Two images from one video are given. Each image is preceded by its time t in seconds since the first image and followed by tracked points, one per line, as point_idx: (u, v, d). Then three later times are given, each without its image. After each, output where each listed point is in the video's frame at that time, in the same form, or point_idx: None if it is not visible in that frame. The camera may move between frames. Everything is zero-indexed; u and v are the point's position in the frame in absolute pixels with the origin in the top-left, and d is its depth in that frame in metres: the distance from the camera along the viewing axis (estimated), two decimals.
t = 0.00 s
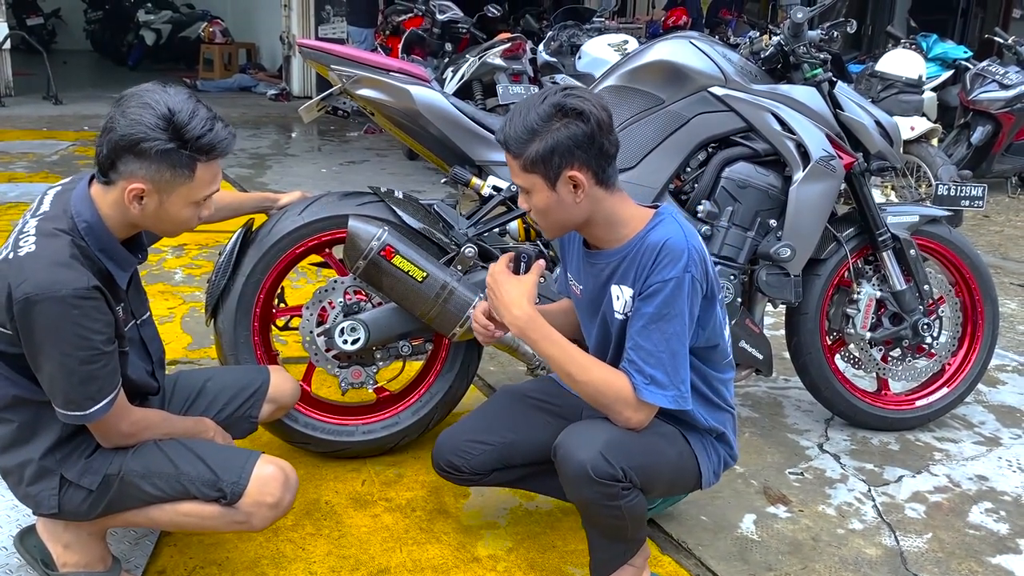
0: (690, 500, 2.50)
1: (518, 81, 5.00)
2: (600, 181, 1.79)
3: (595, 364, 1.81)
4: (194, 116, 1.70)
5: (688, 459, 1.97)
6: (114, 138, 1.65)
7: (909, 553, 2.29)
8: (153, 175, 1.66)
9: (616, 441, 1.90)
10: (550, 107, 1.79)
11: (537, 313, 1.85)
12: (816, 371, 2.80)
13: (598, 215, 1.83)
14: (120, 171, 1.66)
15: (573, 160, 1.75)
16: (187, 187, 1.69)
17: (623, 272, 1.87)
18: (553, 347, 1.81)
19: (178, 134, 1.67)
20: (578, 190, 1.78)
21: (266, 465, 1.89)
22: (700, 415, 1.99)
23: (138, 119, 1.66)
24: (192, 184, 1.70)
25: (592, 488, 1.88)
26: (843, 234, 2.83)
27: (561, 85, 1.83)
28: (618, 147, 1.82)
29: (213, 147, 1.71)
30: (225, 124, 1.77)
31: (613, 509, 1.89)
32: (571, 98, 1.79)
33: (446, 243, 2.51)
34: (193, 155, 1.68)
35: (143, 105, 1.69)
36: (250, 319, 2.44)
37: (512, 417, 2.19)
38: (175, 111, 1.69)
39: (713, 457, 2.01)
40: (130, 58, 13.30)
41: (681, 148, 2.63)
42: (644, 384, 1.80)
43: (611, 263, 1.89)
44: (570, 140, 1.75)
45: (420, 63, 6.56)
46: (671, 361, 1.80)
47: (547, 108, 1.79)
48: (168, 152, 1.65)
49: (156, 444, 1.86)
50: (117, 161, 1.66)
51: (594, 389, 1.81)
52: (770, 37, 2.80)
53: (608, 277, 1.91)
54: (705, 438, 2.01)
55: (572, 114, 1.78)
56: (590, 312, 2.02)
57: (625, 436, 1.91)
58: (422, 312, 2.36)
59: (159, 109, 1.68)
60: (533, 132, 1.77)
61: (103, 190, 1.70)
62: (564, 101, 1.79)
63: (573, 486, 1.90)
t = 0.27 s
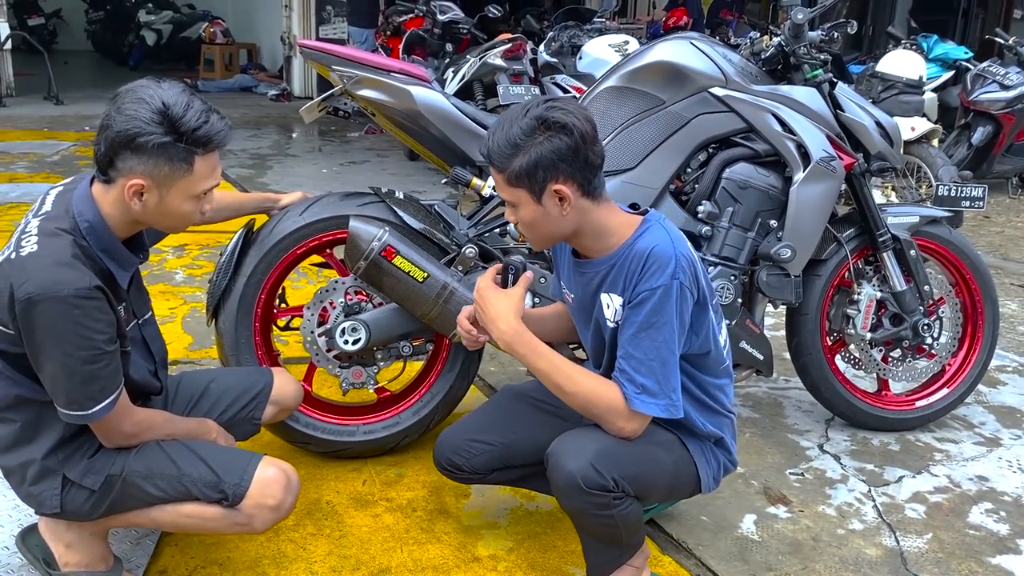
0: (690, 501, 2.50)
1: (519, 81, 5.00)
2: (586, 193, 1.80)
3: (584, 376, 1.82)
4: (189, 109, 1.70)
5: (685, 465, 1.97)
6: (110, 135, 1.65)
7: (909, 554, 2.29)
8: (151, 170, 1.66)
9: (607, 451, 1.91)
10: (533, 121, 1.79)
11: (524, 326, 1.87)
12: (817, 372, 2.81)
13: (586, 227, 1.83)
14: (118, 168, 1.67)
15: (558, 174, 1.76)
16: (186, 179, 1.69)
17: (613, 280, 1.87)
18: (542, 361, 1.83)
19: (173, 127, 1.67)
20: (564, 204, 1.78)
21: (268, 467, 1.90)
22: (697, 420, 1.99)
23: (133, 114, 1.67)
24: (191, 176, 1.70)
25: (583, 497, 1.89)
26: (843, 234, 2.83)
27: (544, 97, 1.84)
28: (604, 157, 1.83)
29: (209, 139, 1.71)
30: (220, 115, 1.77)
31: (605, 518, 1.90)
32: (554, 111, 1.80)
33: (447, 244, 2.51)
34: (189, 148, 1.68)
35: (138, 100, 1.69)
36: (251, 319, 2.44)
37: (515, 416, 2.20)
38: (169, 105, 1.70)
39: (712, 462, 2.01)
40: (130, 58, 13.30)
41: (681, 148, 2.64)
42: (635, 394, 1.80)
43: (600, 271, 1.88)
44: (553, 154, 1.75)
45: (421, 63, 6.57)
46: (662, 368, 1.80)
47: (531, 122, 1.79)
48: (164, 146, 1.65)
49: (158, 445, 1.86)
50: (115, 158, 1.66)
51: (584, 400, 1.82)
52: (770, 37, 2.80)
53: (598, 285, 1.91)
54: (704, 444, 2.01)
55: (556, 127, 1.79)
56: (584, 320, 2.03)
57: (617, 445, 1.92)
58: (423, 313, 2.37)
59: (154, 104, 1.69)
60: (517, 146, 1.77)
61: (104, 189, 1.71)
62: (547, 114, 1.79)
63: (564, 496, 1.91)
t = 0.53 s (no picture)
0: (692, 500, 2.50)
1: (521, 81, 5.00)
2: (578, 201, 1.79)
3: (578, 385, 1.83)
4: (199, 109, 1.71)
5: (685, 470, 1.98)
6: (120, 136, 1.65)
7: (911, 553, 2.29)
8: (162, 171, 1.67)
9: (603, 459, 1.91)
10: (522, 130, 1.78)
11: (517, 336, 1.88)
12: (819, 371, 2.81)
13: (579, 235, 1.83)
14: (128, 168, 1.67)
15: (548, 183, 1.75)
16: (197, 179, 1.70)
17: (607, 287, 1.86)
18: (535, 371, 1.84)
19: (185, 128, 1.68)
20: (556, 213, 1.77)
21: (270, 467, 1.89)
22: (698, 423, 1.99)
23: (143, 115, 1.66)
24: (201, 176, 1.71)
25: (579, 506, 1.89)
26: (845, 233, 2.83)
27: (534, 104, 1.82)
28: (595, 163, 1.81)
29: (220, 139, 1.72)
30: (228, 115, 1.78)
31: (602, 525, 1.90)
32: (544, 120, 1.78)
33: (449, 243, 2.51)
34: (200, 148, 1.69)
35: (147, 101, 1.69)
36: (253, 318, 2.44)
37: (518, 415, 2.20)
38: (180, 105, 1.70)
39: (713, 465, 2.01)
40: (132, 58, 13.31)
41: (683, 147, 2.64)
42: (629, 401, 1.80)
43: (595, 277, 1.88)
44: (544, 163, 1.74)
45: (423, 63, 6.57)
46: (656, 376, 1.79)
47: (520, 131, 1.78)
48: (176, 147, 1.66)
49: (160, 444, 1.86)
50: (125, 158, 1.66)
51: (579, 409, 1.83)
52: (772, 37, 2.81)
53: (593, 291, 1.91)
54: (705, 448, 2.01)
55: (545, 136, 1.77)
56: (582, 325, 2.03)
57: (613, 452, 1.92)
58: (425, 312, 2.37)
59: (164, 104, 1.69)
60: (507, 156, 1.77)
61: (109, 188, 1.71)
62: (536, 123, 1.78)
63: (560, 504, 1.92)
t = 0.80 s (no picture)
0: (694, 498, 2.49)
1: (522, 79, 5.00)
2: (577, 205, 1.78)
3: (576, 390, 1.83)
4: (212, 113, 1.72)
5: (687, 471, 1.97)
6: (132, 136, 1.64)
7: (914, 552, 2.29)
8: (173, 172, 1.67)
9: (603, 463, 1.91)
10: (519, 135, 1.78)
11: (514, 342, 1.88)
12: (821, 370, 2.80)
13: (577, 239, 1.82)
14: (138, 168, 1.66)
15: (546, 188, 1.74)
16: (206, 182, 1.71)
17: (607, 290, 1.86)
18: (534, 377, 1.84)
19: (198, 131, 1.68)
20: (554, 218, 1.77)
21: (272, 466, 1.89)
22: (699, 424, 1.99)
23: (157, 116, 1.66)
24: (211, 179, 1.71)
25: (579, 510, 1.89)
26: (848, 232, 2.83)
27: (529, 110, 1.82)
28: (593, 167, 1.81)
29: (232, 143, 1.73)
30: (238, 119, 1.79)
31: (602, 529, 1.90)
32: (540, 125, 1.78)
33: (451, 241, 2.51)
34: (212, 151, 1.69)
35: (160, 102, 1.69)
36: (254, 316, 2.44)
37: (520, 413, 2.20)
38: (194, 108, 1.70)
39: (715, 467, 2.01)
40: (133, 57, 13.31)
41: (685, 146, 2.64)
42: (629, 406, 1.80)
43: (594, 281, 1.87)
44: (541, 169, 1.73)
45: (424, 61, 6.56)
46: (656, 379, 1.79)
47: (516, 136, 1.78)
48: (188, 149, 1.66)
49: (162, 443, 1.86)
50: (135, 158, 1.66)
51: (578, 414, 1.83)
52: (775, 35, 2.80)
53: (593, 295, 1.90)
54: (708, 449, 2.01)
55: (542, 141, 1.77)
56: (583, 328, 2.02)
57: (615, 456, 1.92)
58: (427, 310, 2.37)
59: (178, 106, 1.69)
60: (504, 162, 1.76)
61: (115, 187, 1.71)
62: (532, 128, 1.78)
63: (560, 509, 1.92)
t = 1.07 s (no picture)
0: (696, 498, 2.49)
1: (524, 78, 5.00)
2: (577, 209, 1.78)
3: (578, 393, 1.84)
4: (222, 115, 1.72)
5: (690, 473, 1.97)
6: (140, 135, 1.64)
7: (917, 552, 2.29)
8: (180, 173, 1.66)
9: (606, 465, 1.91)
10: (518, 141, 1.77)
11: (514, 348, 1.88)
12: (824, 369, 2.80)
13: (579, 242, 1.82)
14: (144, 168, 1.66)
15: (547, 194, 1.74)
16: (211, 185, 1.71)
17: (609, 292, 1.86)
18: (534, 381, 1.84)
19: (207, 133, 1.68)
20: (555, 223, 1.76)
21: (274, 467, 1.89)
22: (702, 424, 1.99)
23: (166, 117, 1.66)
24: (217, 181, 1.71)
25: (582, 513, 1.89)
26: (851, 232, 2.82)
27: (528, 115, 1.81)
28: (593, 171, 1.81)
29: (240, 145, 1.73)
30: (246, 121, 1.79)
31: (605, 532, 1.90)
32: (539, 130, 1.77)
33: (453, 241, 2.51)
34: (220, 153, 1.69)
35: (170, 102, 1.69)
36: (257, 316, 2.44)
37: (523, 412, 2.19)
38: (203, 109, 1.70)
39: (718, 468, 2.01)
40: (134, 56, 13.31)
41: (688, 146, 2.64)
42: (632, 408, 1.80)
43: (596, 283, 1.87)
44: (542, 174, 1.73)
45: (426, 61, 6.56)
46: (659, 381, 1.79)
47: (516, 142, 1.77)
48: (197, 151, 1.66)
49: (164, 443, 1.86)
50: (142, 158, 1.66)
51: (582, 418, 1.83)
52: (778, 34, 2.80)
53: (595, 297, 1.90)
54: (712, 450, 2.01)
55: (542, 146, 1.76)
56: (585, 331, 2.02)
57: (617, 458, 1.92)
58: (430, 310, 2.37)
59: (187, 107, 1.69)
60: (504, 167, 1.75)
61: (120, 187, 1.70)
62: (531, 134, 1.77)
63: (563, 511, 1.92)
